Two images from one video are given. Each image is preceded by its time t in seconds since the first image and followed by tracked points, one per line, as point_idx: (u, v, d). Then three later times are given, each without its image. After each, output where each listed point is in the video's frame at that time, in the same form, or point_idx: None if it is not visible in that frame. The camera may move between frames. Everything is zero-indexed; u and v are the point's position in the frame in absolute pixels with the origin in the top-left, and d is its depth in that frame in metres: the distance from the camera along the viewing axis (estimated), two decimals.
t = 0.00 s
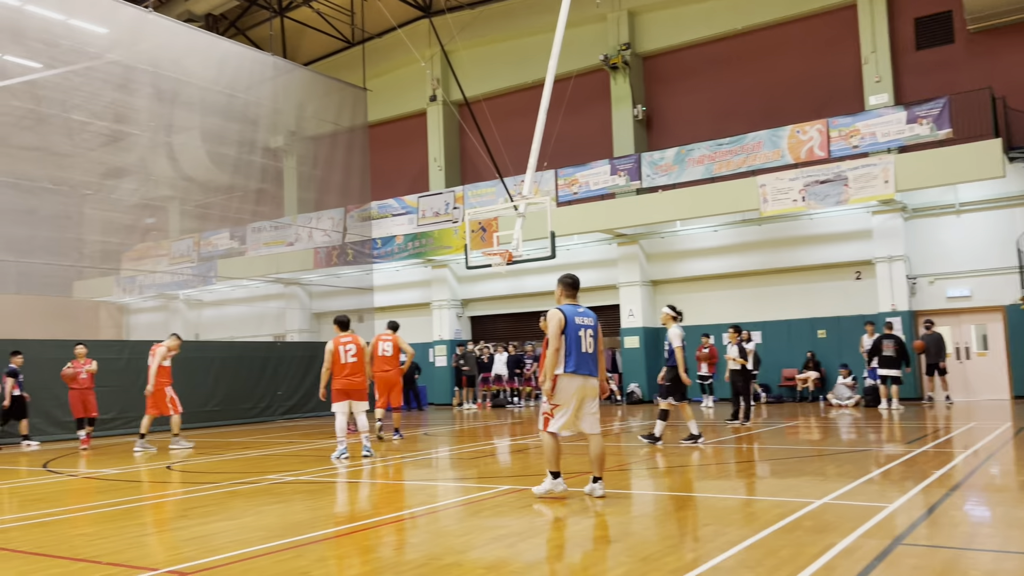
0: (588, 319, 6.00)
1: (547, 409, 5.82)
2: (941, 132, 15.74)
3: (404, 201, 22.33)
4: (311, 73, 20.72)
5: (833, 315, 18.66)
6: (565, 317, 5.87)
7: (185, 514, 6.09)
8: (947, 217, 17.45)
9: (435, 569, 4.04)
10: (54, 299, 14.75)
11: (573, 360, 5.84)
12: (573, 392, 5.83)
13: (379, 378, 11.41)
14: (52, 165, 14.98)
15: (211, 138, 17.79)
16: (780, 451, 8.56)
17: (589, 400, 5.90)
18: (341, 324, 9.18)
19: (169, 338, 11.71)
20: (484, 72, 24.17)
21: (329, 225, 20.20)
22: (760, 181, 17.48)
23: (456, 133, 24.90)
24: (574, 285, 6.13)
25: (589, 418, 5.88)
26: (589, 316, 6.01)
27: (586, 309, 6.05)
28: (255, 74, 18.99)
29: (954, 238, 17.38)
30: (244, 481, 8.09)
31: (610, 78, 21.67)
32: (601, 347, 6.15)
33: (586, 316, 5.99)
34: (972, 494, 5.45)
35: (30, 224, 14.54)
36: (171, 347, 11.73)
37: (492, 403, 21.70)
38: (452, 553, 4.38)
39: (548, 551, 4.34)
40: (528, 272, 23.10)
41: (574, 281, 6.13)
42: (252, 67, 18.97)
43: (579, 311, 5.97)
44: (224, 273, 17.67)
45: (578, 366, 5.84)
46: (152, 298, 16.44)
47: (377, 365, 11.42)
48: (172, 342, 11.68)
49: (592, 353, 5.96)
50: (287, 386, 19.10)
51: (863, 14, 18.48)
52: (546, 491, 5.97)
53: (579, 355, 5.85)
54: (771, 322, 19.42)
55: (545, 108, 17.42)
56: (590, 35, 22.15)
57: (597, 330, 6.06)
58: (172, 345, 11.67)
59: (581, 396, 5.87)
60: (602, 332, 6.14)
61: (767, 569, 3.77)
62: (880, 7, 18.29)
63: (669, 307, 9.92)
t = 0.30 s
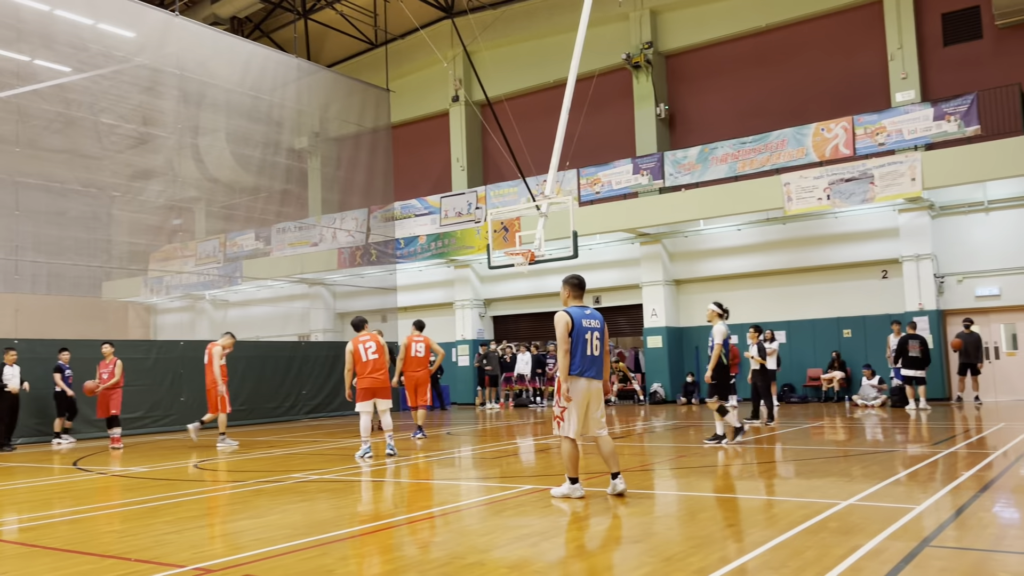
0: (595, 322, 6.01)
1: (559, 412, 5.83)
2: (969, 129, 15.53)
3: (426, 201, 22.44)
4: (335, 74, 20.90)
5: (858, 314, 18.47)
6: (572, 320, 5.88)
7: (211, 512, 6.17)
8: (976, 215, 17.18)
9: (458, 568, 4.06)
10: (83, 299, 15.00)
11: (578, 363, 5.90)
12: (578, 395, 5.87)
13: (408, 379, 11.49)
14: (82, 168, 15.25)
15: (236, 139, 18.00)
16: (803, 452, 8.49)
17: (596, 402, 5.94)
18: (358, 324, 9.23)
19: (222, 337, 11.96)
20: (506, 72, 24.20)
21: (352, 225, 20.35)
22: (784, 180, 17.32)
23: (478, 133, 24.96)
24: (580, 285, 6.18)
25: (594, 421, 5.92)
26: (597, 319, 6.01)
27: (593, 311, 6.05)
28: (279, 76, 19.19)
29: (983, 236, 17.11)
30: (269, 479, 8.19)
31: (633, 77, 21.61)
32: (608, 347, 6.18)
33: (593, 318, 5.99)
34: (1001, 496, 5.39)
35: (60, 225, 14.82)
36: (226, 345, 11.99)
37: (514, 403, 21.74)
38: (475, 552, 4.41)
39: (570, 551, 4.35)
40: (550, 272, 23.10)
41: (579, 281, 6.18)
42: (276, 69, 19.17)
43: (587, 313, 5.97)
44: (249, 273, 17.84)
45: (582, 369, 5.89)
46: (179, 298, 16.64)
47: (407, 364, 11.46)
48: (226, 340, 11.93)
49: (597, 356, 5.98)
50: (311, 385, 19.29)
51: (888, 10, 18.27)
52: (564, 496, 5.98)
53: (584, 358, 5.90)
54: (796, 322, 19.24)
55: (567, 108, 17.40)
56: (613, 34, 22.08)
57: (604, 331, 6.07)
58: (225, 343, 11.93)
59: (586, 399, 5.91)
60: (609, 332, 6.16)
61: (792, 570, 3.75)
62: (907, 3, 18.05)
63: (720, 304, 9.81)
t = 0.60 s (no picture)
0: (601, 322, 6.12)
1: (568, 412, 5.86)
2: (995, 126, 15.32)
3: (446, 201, 22.52)
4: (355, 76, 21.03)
5: (882, 314, 18.28)
6: (578, 321, 5.98)
7: (233, 511, 6.24)
8: (1003, 213, 16.93)
9: (478, 568, 4.08)
10: (108, 300, 15.22)
11: (585, 364, 5.94)
12: (585, 395, 5.90)
13: (433, 379, 11.54)
14: (107, 170, 15.47)
15: (258, 141, 18.17)
16: (826, 453, 8.42)
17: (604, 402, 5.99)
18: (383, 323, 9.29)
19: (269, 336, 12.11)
20: (526, 72, 24.20)
21: (373, 226, 20.47)
22: (806, 178, 17.16)
23: (498, 133, 24.99)
24: (585, 285, 6.22)
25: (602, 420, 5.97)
26: (602, 319, 6.12)
27: (599, 312, 6.16)
28: (300, 77, 19.34)
29: (1009, 234, 16.87)
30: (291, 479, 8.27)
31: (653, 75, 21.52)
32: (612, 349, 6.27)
33: (598, 319, 6.10)
34: None
35: (85, 226, 15.04)
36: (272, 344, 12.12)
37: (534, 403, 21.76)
38: (495, 552, 4.42)
39: (590, 551, 4.34)
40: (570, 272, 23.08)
41: (585, 280, 6.22)
42: (297, 70, 19.33)
43: (592, 314, 6.07)
44: (271, 274, 17.98)
45: (589, 369, 5.94)
46: (201, 298, 16.81)
47: (430, 364, 11.52)
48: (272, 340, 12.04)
49: (603, 356, 6.06)
50: (332, 384, 19.43)
51: (913, 6, 18.03)
52: (587, 496, 5.97)
53: (591, 359, 5.96)
54: (819, 322, 19.06)
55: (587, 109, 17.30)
56: (633, 33, 22.02)
57: (609, 332, 6.18)
58: (271, 343, 12.06)
59: (594, 399, 5.93)
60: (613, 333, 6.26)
61: (816, 572, 3.72)
62: None
63: (766, 304, 9.76)
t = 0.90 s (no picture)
0: (611, 324, 6.15)
1: (580, 413, 5.89)
2: (1018, 123, 15.12)
3: (464, 202, 22.57)
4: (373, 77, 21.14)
5: (903, 314, 18.10)
6: (588, 322, 6.01)
7: (252, 509, 6.30)
8: None
9: (495, 567, 4.09)
10: (130, 300, 15.40)
11: (595, 364, 5.96)
12: (596, 395, 5.93)
13: (460, 375, 11.60)
14: (129, 171, 15.66)
15: (277, 142, 18.32)
16: (847, 454, 8.33)
17: (612, 403, 6.05)
18: (415, 321, 9.38)
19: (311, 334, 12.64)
20: (543, 72, 24.20)
21: (391, 226, 20.59)
22: (826, 177, 17.01)
23: (516, 133, 25.01)
24: (594, 286, 6.25)
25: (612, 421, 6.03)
26: (612, 321, 6.16)
27: (609, 314, 6.19)
28: (319, 78, 19.48)
29: None
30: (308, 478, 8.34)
31: (671, 74, 21.45)
32: (620, 350, 6.31)
33: (608, 320, 6.13)
34: None
35: (107, 228, 15.24)
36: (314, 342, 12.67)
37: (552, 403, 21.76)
38: (513, 552, 4.44)
39: (607, 551, 4.35)
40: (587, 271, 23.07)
41: (594, 282, 6.24)
42: (316, 72, 19.47)
43: (602, 315, 6.11)
44: (290, 274, 18.10)
45: (600, 371, 5.97)
46: (221, 298, 16.94)
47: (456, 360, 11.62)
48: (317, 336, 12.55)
49: (612, 358, 6.09)
50: (351, 384, 19.55)
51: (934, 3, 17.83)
52: (602, 495, 6.01)
53: (601, 359, 5.99)
54: (839, 321, 18.91)
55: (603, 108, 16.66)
56: (650, 32, 21.94)
57: (618, 333, 6.21)
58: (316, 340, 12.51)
59: (604, 400, 5.98)
60: (622, 334, 6.30)
61: (835, 574, 3.70)
62: None
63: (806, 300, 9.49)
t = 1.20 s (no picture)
0: (619, 324, 6.14)
1: (585, 412, 5.92)
2: None
3: (479, 202, 22.61)
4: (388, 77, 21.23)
5: (922, 314, 17.94)
6: (598, 323, 5.99)
7: (269, 508, 6.35)
8: None
9: (510, 567, 4.11)
10: (148, 300, 15.56)
11: (603, 365, 5.97)
12: (604, 396, 5.98)
13: (486, 373, 11.70)
14: (147, 172, 15.81)
15: (293, 142, 18.43)
16: (865, 455, 8.24)
17: (617, 404, 6.08)
18: (444, 320, 9.49)
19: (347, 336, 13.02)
20: (558, 71, 24.19)
21: (406, 226, 20.69)
22: (843, 176, 16.88)
23: (530, 133, 25.02)
24: (601, 288, 6.26)
25: (617, 420, 6.09)
26: (619, 321, 6.14)
27: (616, 314, 6.17)
28: (334, 79, 19.59)
29: None
30: (324, 477, 8.40)
31: (686, 73, 21.38)
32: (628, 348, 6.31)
33: (616, 320, 6.12)
34: None
35: (125, 228, 15.41)
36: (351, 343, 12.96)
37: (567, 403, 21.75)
38: (529, 552, 4.45)
39: (622, 552, 4.35)
40: (602, 271, 23.06)
41: (600, 284, 6.26)
42: (331, 72, 19.58)
43: (610, 316, 6.09)
44: (307, 274, 18.21)
45: (608, 371, 5.99)
46: (238, 299, 17.04)
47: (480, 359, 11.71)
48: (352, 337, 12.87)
49: (620, 358, 6.10)
50: (367, 383, 19.65)
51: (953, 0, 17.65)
52: (614, 493, 6.09)
53: (609, 360, 6.00)
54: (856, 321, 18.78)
55: (620, 106, 16.86)
56: (665, 31, 21.87)
57: (626, 334, 6.22)
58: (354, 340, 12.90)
59: (610, 400, 6.04)
60: (628, 335, 6.31)
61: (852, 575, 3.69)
62: None
63: (849, 300, 9.43)
